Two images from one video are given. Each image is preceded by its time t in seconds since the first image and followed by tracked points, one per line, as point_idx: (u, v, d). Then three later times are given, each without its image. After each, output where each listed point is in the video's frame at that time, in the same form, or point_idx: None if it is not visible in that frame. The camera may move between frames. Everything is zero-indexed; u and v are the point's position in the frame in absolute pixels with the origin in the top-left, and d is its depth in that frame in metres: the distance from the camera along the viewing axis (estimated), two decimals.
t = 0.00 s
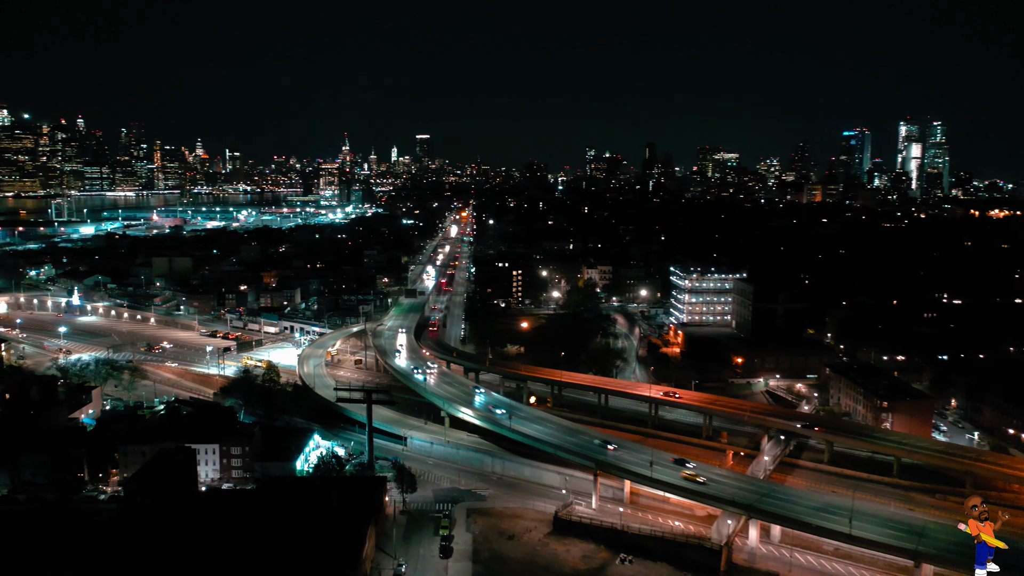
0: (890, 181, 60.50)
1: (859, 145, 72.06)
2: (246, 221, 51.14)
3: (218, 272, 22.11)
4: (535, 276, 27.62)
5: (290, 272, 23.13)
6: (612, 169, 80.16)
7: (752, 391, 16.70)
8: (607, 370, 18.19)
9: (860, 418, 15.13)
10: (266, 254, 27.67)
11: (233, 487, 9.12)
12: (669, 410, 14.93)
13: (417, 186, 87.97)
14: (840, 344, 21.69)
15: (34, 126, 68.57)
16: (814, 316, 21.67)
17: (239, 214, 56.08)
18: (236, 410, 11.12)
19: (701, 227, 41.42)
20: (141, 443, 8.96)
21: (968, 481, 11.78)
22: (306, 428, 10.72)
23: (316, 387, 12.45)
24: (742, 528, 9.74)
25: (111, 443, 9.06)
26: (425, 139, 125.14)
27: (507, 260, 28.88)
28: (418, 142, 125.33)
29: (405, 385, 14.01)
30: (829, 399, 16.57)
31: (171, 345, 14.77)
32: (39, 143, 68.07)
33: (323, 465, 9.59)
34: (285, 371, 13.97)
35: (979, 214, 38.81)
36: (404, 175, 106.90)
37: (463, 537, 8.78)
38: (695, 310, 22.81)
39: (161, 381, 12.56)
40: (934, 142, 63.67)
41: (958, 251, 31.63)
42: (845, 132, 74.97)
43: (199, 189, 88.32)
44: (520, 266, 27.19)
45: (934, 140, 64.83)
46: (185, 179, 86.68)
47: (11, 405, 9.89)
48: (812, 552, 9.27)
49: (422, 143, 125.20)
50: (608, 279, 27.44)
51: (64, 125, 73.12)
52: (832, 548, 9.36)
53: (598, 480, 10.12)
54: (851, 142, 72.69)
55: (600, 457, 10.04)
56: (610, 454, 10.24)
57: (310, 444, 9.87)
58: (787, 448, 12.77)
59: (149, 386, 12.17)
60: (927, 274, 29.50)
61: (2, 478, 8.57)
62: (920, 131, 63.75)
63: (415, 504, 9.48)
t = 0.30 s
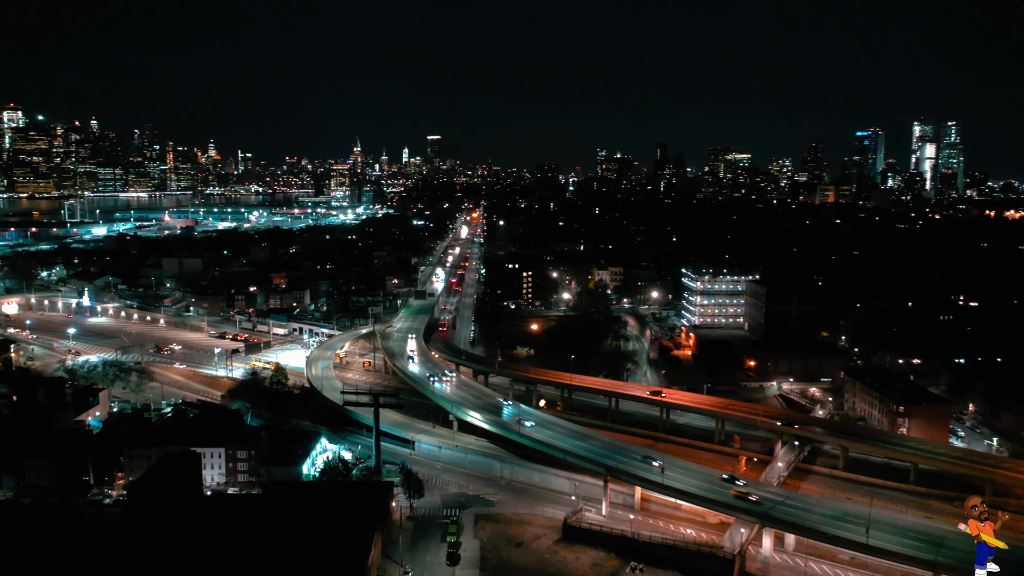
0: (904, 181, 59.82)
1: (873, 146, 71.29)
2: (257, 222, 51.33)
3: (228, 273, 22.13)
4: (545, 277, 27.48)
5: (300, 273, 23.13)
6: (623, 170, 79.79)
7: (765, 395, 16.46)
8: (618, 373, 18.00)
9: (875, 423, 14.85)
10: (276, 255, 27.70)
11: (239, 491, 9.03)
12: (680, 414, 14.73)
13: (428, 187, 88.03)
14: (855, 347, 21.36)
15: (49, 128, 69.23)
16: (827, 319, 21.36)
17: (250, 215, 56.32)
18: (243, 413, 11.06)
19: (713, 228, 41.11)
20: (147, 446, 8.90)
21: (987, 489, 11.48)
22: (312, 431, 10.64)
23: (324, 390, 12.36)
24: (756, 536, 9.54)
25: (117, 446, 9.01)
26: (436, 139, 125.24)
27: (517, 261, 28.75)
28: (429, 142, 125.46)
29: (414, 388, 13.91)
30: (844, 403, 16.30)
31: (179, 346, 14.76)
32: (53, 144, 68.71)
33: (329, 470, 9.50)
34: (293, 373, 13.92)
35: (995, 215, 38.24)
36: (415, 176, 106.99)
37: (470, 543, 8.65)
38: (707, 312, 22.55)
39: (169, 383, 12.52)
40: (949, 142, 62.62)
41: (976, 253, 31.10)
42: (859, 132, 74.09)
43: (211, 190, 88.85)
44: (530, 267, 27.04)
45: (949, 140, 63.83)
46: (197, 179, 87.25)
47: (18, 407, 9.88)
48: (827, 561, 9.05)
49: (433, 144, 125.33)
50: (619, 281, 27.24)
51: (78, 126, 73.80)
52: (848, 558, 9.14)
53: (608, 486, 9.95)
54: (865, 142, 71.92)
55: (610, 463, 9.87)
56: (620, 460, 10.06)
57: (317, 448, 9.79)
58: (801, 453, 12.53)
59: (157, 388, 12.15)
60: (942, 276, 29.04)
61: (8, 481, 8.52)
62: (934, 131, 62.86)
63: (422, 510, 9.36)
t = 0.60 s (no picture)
0: (914, 181, 59.33)
1: (882, 146, 70.76)
2: (264, 223, 51.42)
3: (234, 274, 22.13)
4: (552, 279, 27.36)
5: (306, 274, 23.09)
6: (631, 170, 79.51)
7: (774, 399, 16.27)
8: (625, 375, 17.86)
9: (887, 427, 14.63)
10: (282, 257, 27.71)
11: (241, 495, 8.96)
12: (688, 418, 14.57)
13: (435, 188, 88.02)
14: (865, 350, 21.11)
15: (58, 129, 69.64)
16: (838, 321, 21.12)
17: (257, 216, 56.43)
18: (247, 416, 11.00)
19: (721, 230, 40.84)
20: (149, 450, 8.84)
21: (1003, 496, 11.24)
22: (316, 435, 10.56)
23: (328, 392, 12.27)
24: (766, 544, 9.36)
25: (119, 450, 8.95)
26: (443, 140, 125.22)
27: (524, 262, 28.61)
28: (436, 143, 125.44)
29: (419, 391, 13.81)
30: (855, 407, 16.08)
31: (184, 348, 14.73)
32: (62, 146, 69.11)
33: (333, 474, 9.40)
34: (298, 375, 13.85)
35: (1007, 216, 37.83)
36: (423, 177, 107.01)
37: (475, 550, 8.52)
38: (715, 314, 22.34)
39: (174, 386, 12.49)
40: (959, 142, 61.85)
41: (987, 254, 30.74)
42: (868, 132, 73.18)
43: (219, 191, 89.12)
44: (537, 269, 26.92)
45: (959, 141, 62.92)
46: (205, 180, 87.59)
47: (22, 410, 9.85)
48: (838, 570, 8.87)
49: (440, 145, 125.38)
50: (626, 282, 27.07)
51: (87, 127, 74.24)
52: (859, 565, 8.95)
53: (615, 492, 9.80)
54: (874, 142, 71.38)
55: (618, 468, 9.72)
56: (628, 464, 9.91)
57: (321, 452, 9.70)
58: (812, 458, 12.34)
59: (161, 391, 12.12)
60: (954, 278, 28.70)
61: (9, 485, 8.47)
62: (943, 131, 62.13)
63: (427, 515, 9.25)
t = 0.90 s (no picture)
0: (922, 182, 58.87)
1: (890, 146, 70.27)
2: (271, 224, 51.48)
3: (240, 275, 22.13)
4: (559, 280, 27.25)
5: (312, 276, 23.05)
6: (638, 171, 79.24)
7: (783, 402, 16.09)
8: (632, 378, 17.71)
9: (898, 431, 14.43)
10: (288, 258, 27.72)
11: (244, 499, 8.89)
12: (696, 421, 14.42)
13: (442, 189, 87.96)
14: (875, 352, 20.86)
15: (66, 131, 69.91)
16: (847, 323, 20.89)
17: (264, 217, 56.56)
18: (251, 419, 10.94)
19: (729, 231, 40.61)
20: (152, 453, 8.79)
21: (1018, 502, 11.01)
22: (321, 438, 10.49)
23: (333, 395, 12.20)
24: (776, 551, 9.20)
25: (121, 453, 8.91)
26: (450, 141, 125.28)
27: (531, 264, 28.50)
28: (443, 144, 125.47)
29: (424, 393, 13.71)
30: (865, 410, 15.88)
31: (190, 350, 14.71)
32: (71, 147, 69.44)
33: (337, 477, 9.33)
34: (303, 378, 13.80)
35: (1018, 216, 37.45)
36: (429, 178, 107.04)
37: (480, 556, 8.41)
38: (723, 315, 22.16)
39: (178, 388, 12.45)
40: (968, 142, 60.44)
41: (999, 254, 30.40)
42: (878, 133, 71.92)
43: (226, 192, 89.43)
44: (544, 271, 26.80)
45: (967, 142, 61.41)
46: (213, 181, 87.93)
47: (25, 413, 9.82)
48: None
49: (448, 146, 125.45)
50: (633, 284, 26.91)
51: (96, 129, 74.62)
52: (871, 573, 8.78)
53: (622, 497, 9.66)
54: (882, 142, 70.90)
55: (624, 473, 9.59)
56: (635, 469, 9.78)
57: (325, 455, 9.62)
58: (822, 463, 12.16)
59: (165, 393, 12.09)
60: (964, 279, 28.38)
61: (12, 488, 8.43)
62: (952, 131, 61.40)
63: (431, 520, 9.16)
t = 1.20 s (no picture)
0: (932, 182, 58.34)
1: (900, 146, 69.72)
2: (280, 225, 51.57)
3: (247, 276, 22.15)
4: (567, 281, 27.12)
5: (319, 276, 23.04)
6: (646, 172, 79.01)
7: (793, 405, 15.88)
8: (640, 380, 17.56)
9: (911, 435, 14.19)
10: (296, 259, 27.72)
11: (249, 502, 8.80)
12: (705, 424, 14.27)
13: (449, 190, 87.96)
14: (886, 355, 20.61)
15: (76, 133, 70.17)
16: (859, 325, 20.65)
17: (272, 218, 56.70)
18: (256, 421, 10.88)
19: (738, 231, 40.36)
20: (156, 456, 8.75)
21: None
22: (327, 441, 10.42)
23: (339, 397, 12.12)
24: (787, 558, 9.03)
25: (126, 456, 8.87)
26: (458, 142, 125.38)
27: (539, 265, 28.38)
28: (451, 145, 125.55)
29: (430, 396, 13.60)
30: (877, 414, 15.66)
31: (196, 351, 14.68)
32: (81, 149, 69.68)
33: (342, 480, 9.24)
34: (309, 379, 13.73)
35: None
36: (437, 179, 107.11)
37: (487, 561, 8.30)
38: (732, 317, 21.96)
39: (184, 390, 12.42)
40: (980, 143, 59.81)
41: (1013, 255, 29.99)
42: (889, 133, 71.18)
43: (235, 193, 89.82)
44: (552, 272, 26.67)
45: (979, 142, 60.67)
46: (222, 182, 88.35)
47: (31, 415, 9.79)
48: None
49: (456, 147, 125.51)
50: (642, 285, 26.74)
51: (106, 130, 75.09)
52: None
53: (630, 502, 9.52)
54: (892, 142, 70.37)
55: (632, 477, 9.45)
56: (643, 474, 9.62)
57: (330, 458, 9.54)
58: (834, 467, 11.96)
59: (170, 395, 12.05)
60: (977, 280, 28.03)
61: (15, 491, 8.39)
62: (963, 132, 60.75)
63: (436, 524, 9.06)
